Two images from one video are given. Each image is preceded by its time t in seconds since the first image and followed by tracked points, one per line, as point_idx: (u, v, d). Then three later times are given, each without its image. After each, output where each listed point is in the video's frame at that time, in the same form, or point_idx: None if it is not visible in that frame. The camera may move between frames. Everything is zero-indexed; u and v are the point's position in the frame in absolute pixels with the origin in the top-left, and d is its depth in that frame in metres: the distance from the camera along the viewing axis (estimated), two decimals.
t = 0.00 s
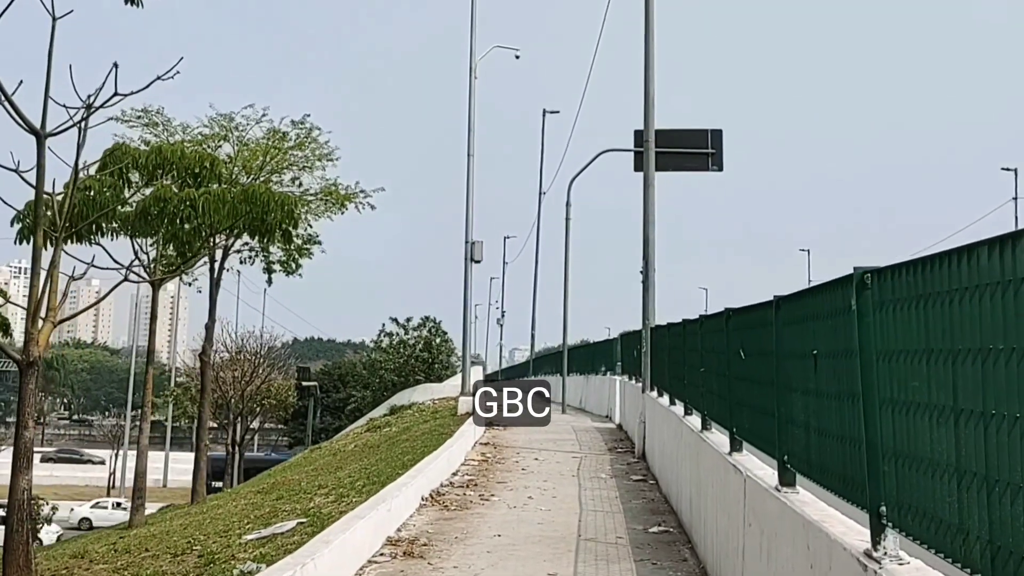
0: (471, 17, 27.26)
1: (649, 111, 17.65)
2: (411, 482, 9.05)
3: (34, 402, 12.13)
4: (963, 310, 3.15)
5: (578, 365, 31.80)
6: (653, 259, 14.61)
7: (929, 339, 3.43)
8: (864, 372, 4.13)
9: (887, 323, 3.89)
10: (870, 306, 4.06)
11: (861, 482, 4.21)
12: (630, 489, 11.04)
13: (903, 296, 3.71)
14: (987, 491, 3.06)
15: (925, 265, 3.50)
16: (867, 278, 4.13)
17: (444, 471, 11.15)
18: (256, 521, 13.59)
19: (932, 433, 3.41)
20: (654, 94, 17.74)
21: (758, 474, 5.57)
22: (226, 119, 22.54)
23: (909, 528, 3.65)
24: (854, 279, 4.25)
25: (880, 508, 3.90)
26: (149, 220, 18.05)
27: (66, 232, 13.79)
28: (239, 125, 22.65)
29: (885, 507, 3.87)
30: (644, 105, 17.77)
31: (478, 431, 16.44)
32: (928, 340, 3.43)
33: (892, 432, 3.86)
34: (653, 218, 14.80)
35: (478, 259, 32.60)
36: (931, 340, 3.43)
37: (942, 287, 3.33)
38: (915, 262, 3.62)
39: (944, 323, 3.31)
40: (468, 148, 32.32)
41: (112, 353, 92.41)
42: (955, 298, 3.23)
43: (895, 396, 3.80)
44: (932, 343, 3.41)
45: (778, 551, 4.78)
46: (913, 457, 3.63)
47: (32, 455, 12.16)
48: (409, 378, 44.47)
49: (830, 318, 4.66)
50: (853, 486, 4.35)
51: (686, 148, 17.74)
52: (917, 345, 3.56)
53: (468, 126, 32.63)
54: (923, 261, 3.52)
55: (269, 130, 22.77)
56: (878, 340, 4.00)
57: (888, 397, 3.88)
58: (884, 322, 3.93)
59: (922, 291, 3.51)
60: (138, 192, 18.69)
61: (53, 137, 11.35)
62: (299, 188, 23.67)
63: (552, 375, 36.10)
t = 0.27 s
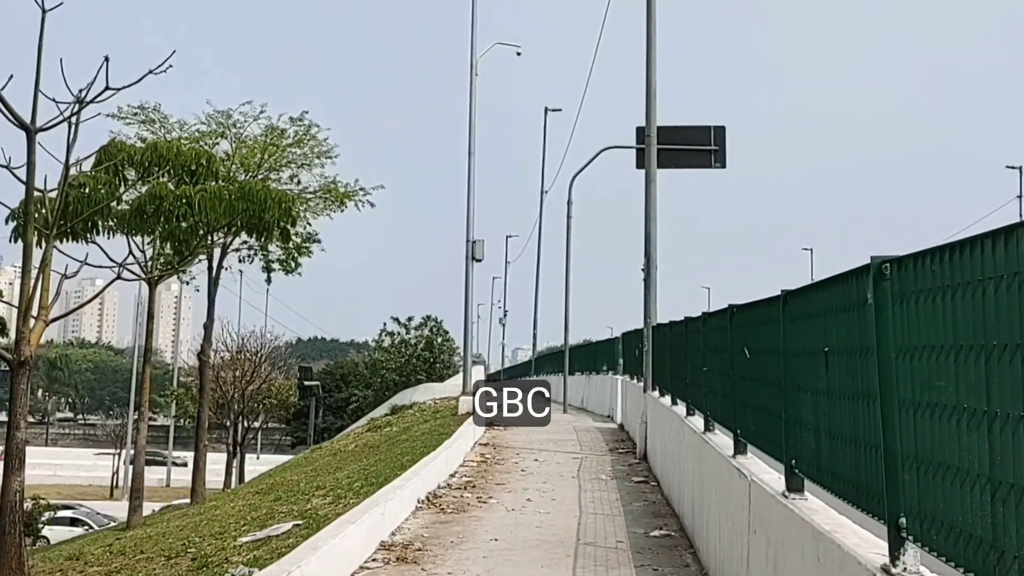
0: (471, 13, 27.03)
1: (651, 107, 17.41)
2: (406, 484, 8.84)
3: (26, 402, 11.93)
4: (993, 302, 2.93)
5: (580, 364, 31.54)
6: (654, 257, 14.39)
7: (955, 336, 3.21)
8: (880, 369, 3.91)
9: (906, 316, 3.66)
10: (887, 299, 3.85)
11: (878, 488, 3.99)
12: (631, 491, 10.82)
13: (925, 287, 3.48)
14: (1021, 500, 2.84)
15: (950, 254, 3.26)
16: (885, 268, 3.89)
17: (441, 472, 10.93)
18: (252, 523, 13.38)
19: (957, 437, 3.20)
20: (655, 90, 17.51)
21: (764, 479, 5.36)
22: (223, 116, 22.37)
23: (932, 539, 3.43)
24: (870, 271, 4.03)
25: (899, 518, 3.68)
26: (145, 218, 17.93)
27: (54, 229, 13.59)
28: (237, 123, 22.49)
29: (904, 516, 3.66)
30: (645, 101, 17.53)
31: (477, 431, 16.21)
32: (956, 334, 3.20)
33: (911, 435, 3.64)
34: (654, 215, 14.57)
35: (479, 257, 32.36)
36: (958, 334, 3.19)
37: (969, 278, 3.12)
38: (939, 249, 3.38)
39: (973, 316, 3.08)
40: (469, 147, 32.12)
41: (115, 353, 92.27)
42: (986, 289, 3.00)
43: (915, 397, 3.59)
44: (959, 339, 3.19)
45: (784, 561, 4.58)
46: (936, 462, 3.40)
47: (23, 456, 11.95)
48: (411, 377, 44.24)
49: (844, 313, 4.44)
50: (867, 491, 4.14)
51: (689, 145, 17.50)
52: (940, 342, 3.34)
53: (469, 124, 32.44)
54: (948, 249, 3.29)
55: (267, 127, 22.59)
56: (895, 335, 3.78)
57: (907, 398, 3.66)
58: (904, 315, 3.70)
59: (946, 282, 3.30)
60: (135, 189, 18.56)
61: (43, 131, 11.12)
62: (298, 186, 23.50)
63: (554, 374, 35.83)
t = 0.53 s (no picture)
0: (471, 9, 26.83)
1: (652, 102, 17.20)
2: (401, 486, 8.66)
3: (17, 402, 11.76)
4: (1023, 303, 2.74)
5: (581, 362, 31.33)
6: (655, 254, 14.19)
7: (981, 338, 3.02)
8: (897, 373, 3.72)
9: (930, 316, 3.44)
10: (903, 297, 3.65)
11: (895, 498, 3.79)
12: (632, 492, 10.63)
13: (952, 285, 3.25)
14: None
15: (981, 250, 3.03)
16: (904, 263, 3.66)
17: (438, 473, 10.73)
18: (248, 524, 13.21)
19: (981, 444, 3.01)
20: (656, 85, 17.30)
21: (768, 484, 5.18)
22: (220, 112, 22.20)
23: (958, 556, 3.23)
24: (885, 267, 3.83)
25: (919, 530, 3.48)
26: (139, 216, 17.87)
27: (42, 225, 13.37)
28: (235, 119, 22.32)
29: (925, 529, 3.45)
30: (646, 97, 17.33)
31: (476, 429, 16.03)
32: (988, 338, 2.98)
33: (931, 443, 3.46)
34: (655, 212, 14.37)
35: (480, 255, 32.15)
36: (990, 337, 2.97)
37: (996, 277, 2.92)
38: (967, 245, 3.15)
39: (1006, 319, 2.86)
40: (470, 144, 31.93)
41: (117, 351, 92.17)
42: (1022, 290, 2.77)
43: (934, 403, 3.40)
44: (986, 341, 3.00)
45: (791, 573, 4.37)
46: (962, 474, 3.19)
47: (15, 457, 11.79)
48: (412, 376, 44.04)
49: (857, 312, 4.22)
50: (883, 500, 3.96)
51: (691, 141, 17.28)
52: (965, 344, 3.15)
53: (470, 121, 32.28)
54: (978, 245, 3.06)
55: (264, 124, 22.42)
56: (913, 336, 3.59)
57: (929, 403, 3.44)
58: (926, 315, 3.48)
59: (976, 281, 3.07)
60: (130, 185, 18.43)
61: (31, 127, 10.93)
62: (296, 183, 23.33)
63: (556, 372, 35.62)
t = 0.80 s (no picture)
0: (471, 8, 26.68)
1: (652, 99, 17.01)
2: (395, 486, 8.47)
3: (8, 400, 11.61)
4: None
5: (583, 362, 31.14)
6: (656, 252, 14.01)
7: (998, 317, 2.62)
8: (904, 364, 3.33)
9: (954, 301, 2.94)
10: (913, 281, 3.24)
11: (911, 506, 3.33)
12: (632, 494, 10.44)
13: (982, 264, 2.75)
14: None
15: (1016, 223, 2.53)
16: (923, 241, 3.17)
17: (434, 474, 10.55)
18: (243, 524, 13.02)
19: (1004, 444, 2.60)
20: (657, 82, 17.11)
21: (773, 487, 4.96)
22: (218, 110, 22.08)
23: None
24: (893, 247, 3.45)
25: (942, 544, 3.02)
26: (134, 213, 17.83)
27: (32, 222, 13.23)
28: (232, 117, 22.19)
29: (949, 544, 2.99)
30: (647, 94, 17.14)
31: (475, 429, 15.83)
32: None
33: (940, 439, 3.05)
34: (655, 209, 14.18)
35: (480, 255, 31.98)
36: None
37: (1019, 252, 2.52)
38: (999, 217, 2.65)
39: None
40: (470, 143, 31.82)
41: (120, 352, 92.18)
42: None
43: (945, 394, 3.00)
44: (1003, 322, 2.60)
45: None
46: (990, 486, 2.71)
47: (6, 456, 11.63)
48: (413, 376, 43.89)
49: (868, 297, 3.74)
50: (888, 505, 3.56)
51: (692, 139, 17.09)
52: (982, 325, 2.74)
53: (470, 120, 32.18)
54: (1012, 216, 2.56)
55: (261, 122, 22.29)
56: (933, 324, 3.10)
57: (952, 402, 2.96)
58: (949, 300, 2.98)
59: (1010, 257, 2.58)
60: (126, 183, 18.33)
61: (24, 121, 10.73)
62: (294, 182, 23.20)
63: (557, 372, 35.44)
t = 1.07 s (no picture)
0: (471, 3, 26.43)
1: (652, 95, 16.78)
2: (389, 491, 8.26)
3: None
4: None
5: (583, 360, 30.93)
6: (656, 250, 13.79)
7: None
8: (932, 374, 3.09)
9: (991, 304, 2.72)
10: (942, 283, 3.01)
11: (938, 525, 3.11)
12: (632, 496, 10.24)
13: None
14: None
15: None
16: (955, 240, 2.94)
17: (430, 477, 10.34)
18: (237, 527, 12.81)
19: None
20: (657, 78, 16.89)
21: (780, 498, 4.74)
22: (214, 107, 21.85)
23: None
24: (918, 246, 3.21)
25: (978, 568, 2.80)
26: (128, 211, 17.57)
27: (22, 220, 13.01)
28: (229, 114, 21.96)
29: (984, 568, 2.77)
30: (647, 89, 16.91)
31: (473, 428, 15.61)
32: None
33: (974, 456, 2.83)
34: (655, 206, 13.96)
35: (480, 252, 31.76)
36: None
37: None
38: None
39: None
40: (469, 141, 31.61)
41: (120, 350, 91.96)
42: None
43: (982, 408, 2.78)
44: None
45: None
46: None
47: None
48: (413, 374, 43.67)
49: (887, 300, 3.52)
50: (913, 525, 3.33)
51: (692, 135, 16.87)
52: None
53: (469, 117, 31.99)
54: None
55: (258, 118, 22.06)
56: (967, 329, 2.87)
57: (990, 414, 2.73)
58: (986, 303, 2.76)
59: None
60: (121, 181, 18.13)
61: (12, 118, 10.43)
62: (291, 179, 22.97)
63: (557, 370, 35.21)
